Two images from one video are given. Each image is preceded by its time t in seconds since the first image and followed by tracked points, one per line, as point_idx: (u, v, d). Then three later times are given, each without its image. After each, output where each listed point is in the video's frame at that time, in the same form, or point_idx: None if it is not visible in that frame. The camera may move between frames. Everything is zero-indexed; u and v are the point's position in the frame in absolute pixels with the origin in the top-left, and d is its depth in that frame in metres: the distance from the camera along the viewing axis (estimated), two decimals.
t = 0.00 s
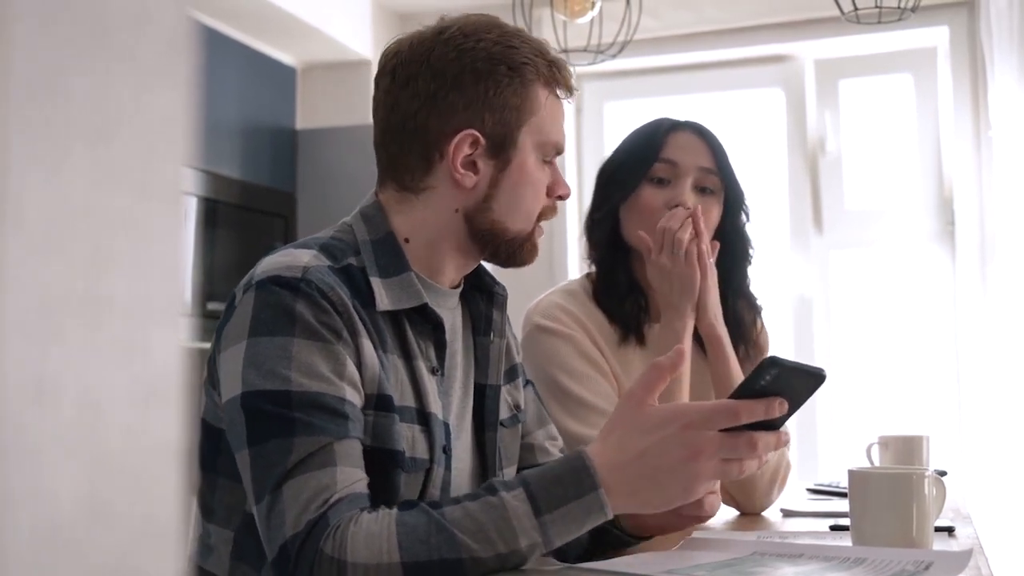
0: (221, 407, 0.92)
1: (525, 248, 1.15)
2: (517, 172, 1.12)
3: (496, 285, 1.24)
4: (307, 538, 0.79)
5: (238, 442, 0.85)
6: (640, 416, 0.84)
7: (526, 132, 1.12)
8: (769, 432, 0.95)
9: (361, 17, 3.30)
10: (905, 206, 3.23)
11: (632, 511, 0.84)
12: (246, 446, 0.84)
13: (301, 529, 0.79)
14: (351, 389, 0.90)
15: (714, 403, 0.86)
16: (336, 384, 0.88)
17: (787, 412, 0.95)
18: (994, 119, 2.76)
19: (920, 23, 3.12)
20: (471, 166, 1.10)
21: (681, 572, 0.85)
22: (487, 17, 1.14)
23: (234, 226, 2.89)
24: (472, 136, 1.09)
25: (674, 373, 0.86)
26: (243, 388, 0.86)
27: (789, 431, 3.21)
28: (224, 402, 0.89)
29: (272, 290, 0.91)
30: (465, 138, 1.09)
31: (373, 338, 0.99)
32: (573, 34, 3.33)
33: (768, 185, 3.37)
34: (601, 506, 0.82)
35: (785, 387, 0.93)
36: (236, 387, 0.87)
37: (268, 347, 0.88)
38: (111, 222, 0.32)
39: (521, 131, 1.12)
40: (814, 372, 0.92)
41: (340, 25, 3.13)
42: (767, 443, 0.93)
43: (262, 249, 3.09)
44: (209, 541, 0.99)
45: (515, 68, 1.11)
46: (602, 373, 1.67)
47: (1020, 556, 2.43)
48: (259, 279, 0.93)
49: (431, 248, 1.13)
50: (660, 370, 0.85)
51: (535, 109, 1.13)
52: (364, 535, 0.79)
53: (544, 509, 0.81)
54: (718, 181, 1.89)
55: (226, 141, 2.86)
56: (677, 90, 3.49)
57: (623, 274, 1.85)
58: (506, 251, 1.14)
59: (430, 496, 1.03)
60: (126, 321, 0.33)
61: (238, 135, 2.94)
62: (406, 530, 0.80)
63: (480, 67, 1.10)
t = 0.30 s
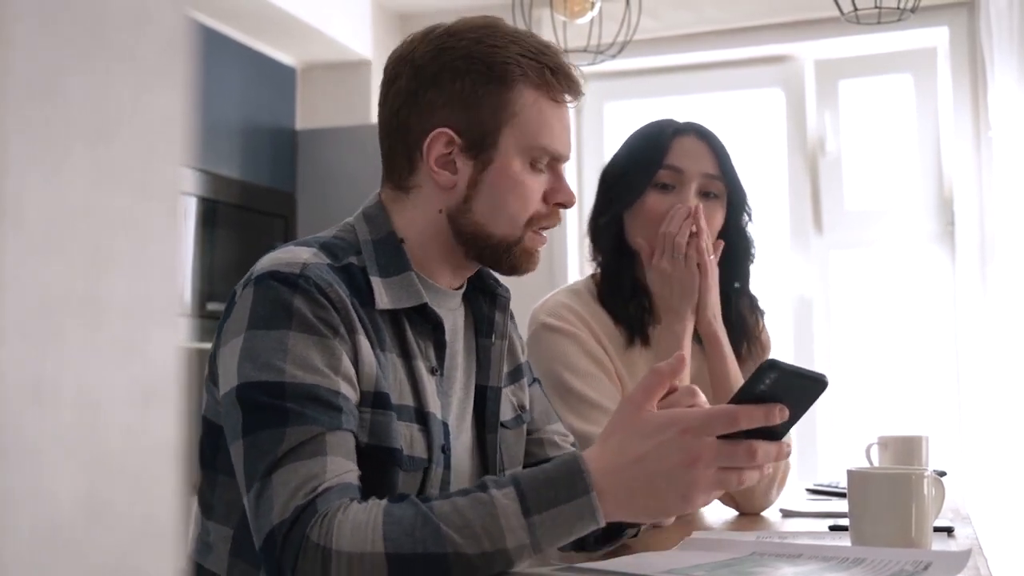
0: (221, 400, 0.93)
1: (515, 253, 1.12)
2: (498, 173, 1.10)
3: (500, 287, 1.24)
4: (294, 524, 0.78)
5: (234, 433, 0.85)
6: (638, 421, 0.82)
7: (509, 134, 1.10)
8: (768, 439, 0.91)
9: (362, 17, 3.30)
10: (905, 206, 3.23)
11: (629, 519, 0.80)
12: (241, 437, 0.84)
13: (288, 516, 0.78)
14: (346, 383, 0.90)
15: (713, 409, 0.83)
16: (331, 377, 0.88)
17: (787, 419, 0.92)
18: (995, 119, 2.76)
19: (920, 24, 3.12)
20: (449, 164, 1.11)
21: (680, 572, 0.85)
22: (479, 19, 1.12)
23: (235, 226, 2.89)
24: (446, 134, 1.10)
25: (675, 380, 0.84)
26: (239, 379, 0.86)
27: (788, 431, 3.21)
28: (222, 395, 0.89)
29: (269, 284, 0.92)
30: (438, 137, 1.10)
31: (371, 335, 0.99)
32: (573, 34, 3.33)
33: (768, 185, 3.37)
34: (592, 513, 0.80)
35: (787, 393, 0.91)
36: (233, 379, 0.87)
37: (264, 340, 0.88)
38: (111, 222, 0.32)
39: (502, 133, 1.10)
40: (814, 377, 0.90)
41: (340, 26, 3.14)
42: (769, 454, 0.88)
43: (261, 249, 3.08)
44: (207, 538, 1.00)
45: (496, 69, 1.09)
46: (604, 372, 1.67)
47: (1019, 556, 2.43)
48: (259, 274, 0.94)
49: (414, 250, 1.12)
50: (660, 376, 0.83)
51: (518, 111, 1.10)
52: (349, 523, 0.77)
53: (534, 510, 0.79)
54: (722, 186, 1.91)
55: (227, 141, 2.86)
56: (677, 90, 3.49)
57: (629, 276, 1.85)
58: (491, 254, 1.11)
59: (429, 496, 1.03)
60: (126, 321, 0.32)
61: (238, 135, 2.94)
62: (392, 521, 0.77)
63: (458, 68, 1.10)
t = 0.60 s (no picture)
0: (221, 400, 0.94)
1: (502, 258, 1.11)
2: (483, 175, 1.09)
3: (504, 290, 1.24)
4: (293, 521, 0.77)
5: (234, 429, 0.85)
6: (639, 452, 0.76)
7: (493, 137, 1.08)
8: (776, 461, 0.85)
9: (361, 18, 3.30)
10: (904, 207, 3.23)
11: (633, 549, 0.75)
12: (241, 434, 0.84)
13: (287, 512, 0.78)
14: (347, 383, 0.90)
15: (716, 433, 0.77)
16: (332, 376, 0.88)
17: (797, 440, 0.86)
18: (994, 120, 2.76)
19: (919, 24, 3.12)
20: (434, 165, 1.11)
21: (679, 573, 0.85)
22: (479, 21, 1.10)
23: (234, 227, 2.89)
24: (432, 134, 1.10)
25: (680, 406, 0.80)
26: (240, 377, 0.86)
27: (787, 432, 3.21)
28: (223, 392, 0.89)
29: (272, 283, 0.92)
30: (425, 136, 1.11)
31: (372, 336, 0.99)
32: (572, 34, 3.34)
33: (767, 185, 3.37)
34: (595, 543, 0.75)
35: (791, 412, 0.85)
36: (234, 377, 0.87)
37: (266, 339, 0.88)
38: (110, 222, 0.32)
39: (486, 134, 1.08)
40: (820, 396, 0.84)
41: (339, 27, 3.14)
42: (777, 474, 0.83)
43: (260, 250, 3.08)
44: (205, 538, 1.00)
45: (481, 71, 1.07)
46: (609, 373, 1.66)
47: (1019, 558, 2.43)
48: (262, 273, 0.94)
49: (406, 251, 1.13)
50: (662, 403, 0.79)
51: (503, 114, 1.07)
52: (350, 521, 0.76)
53: (534, 534, 0.75)
54: (724, 195, 1.92)
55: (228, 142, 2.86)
56: (676, 91, 3.49)
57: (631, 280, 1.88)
58: (476, 258, 1.10)
59: (429, 500, 1.03)
60: (125, 321, 0.32)
61: (238, 135, 2.94)
62: (392, 528, 0.76)
63: (445, 69, 1.09)
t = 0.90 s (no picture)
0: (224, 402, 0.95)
1: (502, 265, 1.10)
2: (482, 179, 1.09)
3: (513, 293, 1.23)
4: (294, 526, 0.77)
5: (237, 430, 0.85)
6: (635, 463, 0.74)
7: (492, 140, 1.07)
8: (774, 467, 0.81)
9: (360, 18, 3.31)
10: (902, 208, 3.23)
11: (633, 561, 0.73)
12: (244, 436, 0.84)
13: (288, 517, 0.78)
14: (350, 387, 0.90)
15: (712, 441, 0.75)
16: (335, 379, 0.88)
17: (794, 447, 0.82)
18: (993, 120, 2.76)
19: (918, 24, 3.12)
20: (436, 167, 1.12)
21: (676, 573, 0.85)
22: (488, 25, 1.10)
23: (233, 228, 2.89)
24: (433, 136, 1.11)
25: (681, 416, 0.75)
26: (243, 379, 0.86)
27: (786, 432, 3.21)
28: (227, 392, 0.89)
29: (276, 284, 0.92)
30: (426, 137, 1.11)
31: (375, 339, 0.99)
32: (571, 35, 3.34)
33: (767, 186, 3.37)
34: (594, 556, 0.74)
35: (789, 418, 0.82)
36: (237, 378, 0.87)
37: (270, 340, 0.88)
38: (110, 222, 0.32)
39: (486, 138, 1.08)
40: (817, 398, 0.81)
41: (339, 28, 3.15)
42: (775, 480, 0.80)
43: (259, 251, 3.08)
44: (206, 537, 1.00)
45: (484, 75, 1.07)
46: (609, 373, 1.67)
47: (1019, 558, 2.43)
48: (266, 275, 0.94)
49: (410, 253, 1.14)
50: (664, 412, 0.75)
51: (504, 118, 1.07)
52: (350, 529, 0.76)
53: (534, 547, 0.75)
54: (724, 201, 1.93)
55: (227, 143, 2.87)
56: (675, 91, 3.49)
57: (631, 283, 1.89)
58: (475, 263, 1.09)
59: (431, 506, 1.03)
60: (122, 322, 0.32)
61: (237, 136, 2.94)
62: (391, 537, 0.75)
63: (449, 71, 1.10)
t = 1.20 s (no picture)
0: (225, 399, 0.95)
1: (502, 267, 1.09)
2: (482, 179, 1.09)
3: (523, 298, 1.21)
4: (292, 531, 0.77)
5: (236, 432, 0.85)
6: (630, 468, 0.74)
7: (491, 140, 1.08)
8: (772, 476, 0.80)
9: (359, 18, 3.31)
10: (901, 209, 3.23)
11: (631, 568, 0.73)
12: (242, 436, 0.84)
13: (287, 522, 0.78)
14: (352, 389, 0.90)
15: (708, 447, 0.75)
16: (337, 382, 0.88)
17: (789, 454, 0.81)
18: (990, 121, 2.76)
19: (917, 25, 3.11)
20: (438, 168, 1.12)
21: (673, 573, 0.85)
22: (492, 26, 1.10)
23: (233, 228, 2.88)
24: (435, 138, 1.12)
25: (683, 423, 0.75)
26: (245, 379, 0.86)
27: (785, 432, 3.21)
28: (229, 393, 0.89)
29: (281, 284, 0.92)
30: (428, 139, 1.13)
31: (378, 341, 1.00)
32: (570, 35, 3.34)
33: (766, 186, 3.37)
34: (591, 567, 0.73)
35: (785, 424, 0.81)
36: (241, 379, 0.86)
37: (270, 341, 0.88)
38: (105, 223, 0.28)
39: (486, 138, 1.08)
40: (813, 403, 0.80)
41: (337, 29, 3.15)
42: (772, 489, 0.79)
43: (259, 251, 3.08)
44: (209, 536, 1.00)
45: (484, 75, 1.08)
46: (608, 373, 1.67)
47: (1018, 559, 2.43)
48: (270, 275, 0.94)
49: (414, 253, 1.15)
50: (664, 419, 0.75)
51: (503, 118, 1.07)
52: (346, 535, 0.75)
53: (530, 559, 0.74)
54: (726, 205, 1.93)
55: (226, 144, 2.86)
56: (674, 92, 3.49)
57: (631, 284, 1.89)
58: (475, 264, 1.09)
59: (432, 511, 1.02)
60: (121, 327, 0.28)
61: (236, 136, 2.94)
62: (387, 545, 0.74)
63: (451, 72, 1.10)
